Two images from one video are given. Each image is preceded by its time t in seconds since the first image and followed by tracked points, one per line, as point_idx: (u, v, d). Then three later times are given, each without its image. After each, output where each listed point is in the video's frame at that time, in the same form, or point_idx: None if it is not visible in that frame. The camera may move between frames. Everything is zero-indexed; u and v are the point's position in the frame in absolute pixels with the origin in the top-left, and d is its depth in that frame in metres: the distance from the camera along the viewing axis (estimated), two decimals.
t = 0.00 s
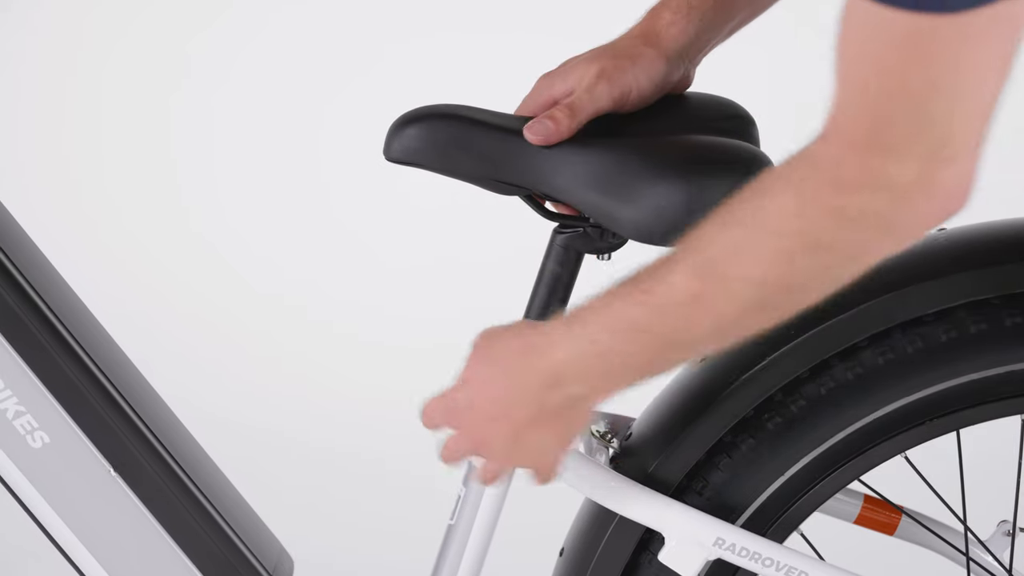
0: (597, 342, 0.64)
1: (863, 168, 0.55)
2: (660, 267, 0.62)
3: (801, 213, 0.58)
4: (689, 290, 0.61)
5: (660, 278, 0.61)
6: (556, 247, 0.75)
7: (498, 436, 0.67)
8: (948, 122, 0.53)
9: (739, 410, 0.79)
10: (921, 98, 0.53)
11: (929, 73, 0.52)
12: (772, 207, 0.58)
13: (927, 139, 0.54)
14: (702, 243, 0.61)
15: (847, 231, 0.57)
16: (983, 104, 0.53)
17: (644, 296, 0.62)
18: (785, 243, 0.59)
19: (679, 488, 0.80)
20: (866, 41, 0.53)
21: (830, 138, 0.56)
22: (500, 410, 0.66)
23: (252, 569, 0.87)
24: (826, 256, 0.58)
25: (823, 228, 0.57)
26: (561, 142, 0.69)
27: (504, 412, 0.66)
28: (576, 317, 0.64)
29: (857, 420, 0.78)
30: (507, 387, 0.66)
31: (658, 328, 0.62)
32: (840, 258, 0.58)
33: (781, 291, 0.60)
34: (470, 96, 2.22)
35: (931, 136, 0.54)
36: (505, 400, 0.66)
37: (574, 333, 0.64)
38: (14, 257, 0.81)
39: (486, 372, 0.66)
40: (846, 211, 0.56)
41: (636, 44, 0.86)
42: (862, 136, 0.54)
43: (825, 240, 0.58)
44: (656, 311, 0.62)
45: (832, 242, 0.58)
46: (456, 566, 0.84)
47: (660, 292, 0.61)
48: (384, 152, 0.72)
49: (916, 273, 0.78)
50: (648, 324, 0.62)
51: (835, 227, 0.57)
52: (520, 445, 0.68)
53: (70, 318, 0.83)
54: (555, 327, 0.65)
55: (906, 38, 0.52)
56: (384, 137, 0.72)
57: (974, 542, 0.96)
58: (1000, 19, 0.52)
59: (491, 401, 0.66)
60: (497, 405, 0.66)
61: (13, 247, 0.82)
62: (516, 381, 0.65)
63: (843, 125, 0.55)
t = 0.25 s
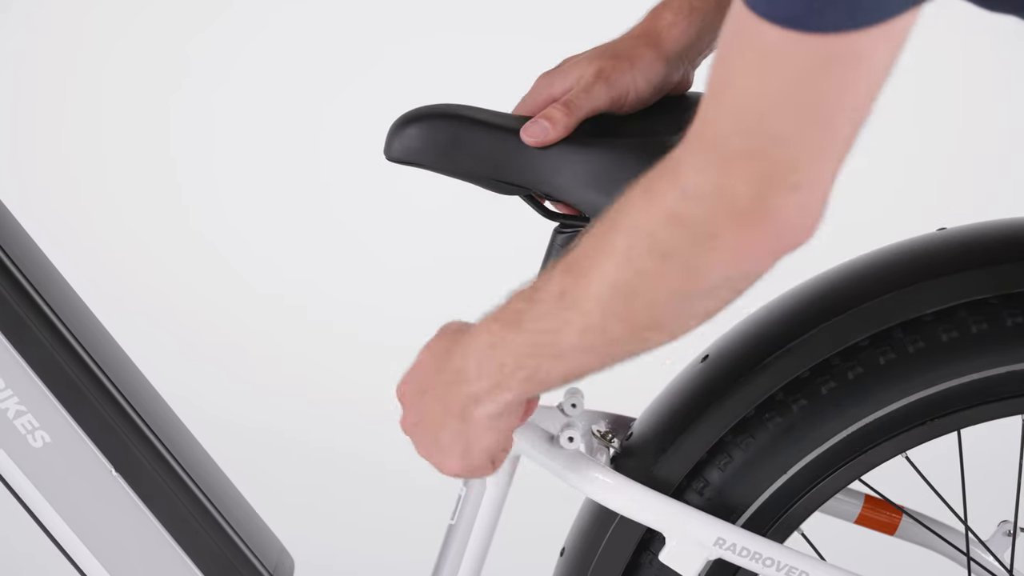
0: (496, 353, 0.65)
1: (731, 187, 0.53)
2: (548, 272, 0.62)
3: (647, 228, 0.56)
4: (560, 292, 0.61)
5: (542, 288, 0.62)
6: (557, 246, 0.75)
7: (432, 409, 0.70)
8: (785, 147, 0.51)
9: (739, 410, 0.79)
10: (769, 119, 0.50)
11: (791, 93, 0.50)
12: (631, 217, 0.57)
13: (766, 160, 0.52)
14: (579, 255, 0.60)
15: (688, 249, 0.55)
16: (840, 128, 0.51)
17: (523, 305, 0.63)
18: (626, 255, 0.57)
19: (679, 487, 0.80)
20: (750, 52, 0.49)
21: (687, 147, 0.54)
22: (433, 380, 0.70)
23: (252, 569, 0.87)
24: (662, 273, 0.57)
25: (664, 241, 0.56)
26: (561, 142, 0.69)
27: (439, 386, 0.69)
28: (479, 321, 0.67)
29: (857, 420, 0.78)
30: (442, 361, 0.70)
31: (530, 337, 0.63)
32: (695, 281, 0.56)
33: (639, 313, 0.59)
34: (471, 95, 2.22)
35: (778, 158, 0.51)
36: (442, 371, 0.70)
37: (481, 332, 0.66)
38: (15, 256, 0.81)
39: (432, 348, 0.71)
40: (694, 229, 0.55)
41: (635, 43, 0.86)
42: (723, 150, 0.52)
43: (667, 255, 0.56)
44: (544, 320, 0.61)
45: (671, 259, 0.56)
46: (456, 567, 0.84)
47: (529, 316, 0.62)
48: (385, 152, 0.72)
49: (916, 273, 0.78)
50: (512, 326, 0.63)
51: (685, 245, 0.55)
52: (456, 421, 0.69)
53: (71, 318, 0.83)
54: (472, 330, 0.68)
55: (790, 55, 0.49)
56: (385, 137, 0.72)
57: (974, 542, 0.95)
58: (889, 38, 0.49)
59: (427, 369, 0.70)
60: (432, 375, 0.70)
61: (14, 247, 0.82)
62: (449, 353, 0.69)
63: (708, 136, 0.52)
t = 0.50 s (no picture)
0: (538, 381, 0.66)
1: (758, 187, 0.53)
2: (572, 296, 0.63)
3: (677, 236, 0.57)
4: (595, 314, 0.61)
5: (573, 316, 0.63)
6: (557, 247, 0.75)
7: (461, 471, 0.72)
8: (809, 144, 0.51)
9: (740, 410, 0.79)
10: (787, 119, 0.51)
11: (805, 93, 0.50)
12: (657, 230, 0.57)
13: (790, 158, 0.52)
14: (607, 274, 0.60)
15: (723, 251, 0.56)
16: (860, 121, 0.51)
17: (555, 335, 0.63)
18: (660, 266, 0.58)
19: (679, 488, 0.80)
20: (758, 57, 0.50)
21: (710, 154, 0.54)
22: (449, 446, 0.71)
23: (252, 569, 0.87)
24: (700, 276, 0.57)
25: (695, 247, 0.56)
26: (561, 142, 0.69)
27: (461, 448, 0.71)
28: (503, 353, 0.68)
29: (858, 420, 0.78)
30: (450, 423, 0.70)
31: (570, 355, 0.63)
32: (732, 281, 0.57)
33: (681, 318, 0.59)
34: (471, 95, 2.22)
35: (801, 156, 0.52)
36: (450, 433, 0.71)
37: (509, 366, 0.67)
38: (15, 256, 0.81)
39: (433, 408, 0.71)
40: (726, 232, 0.55)
41: (634, 45, 0.86)
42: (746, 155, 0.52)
43: (701, 259, 0.56)
44: (583, 341, 0.62)
45: (706, 262, 0.56)
46: (456, 567, 0.84)
47: (566, 348, 0.63)
48: (386, 152, 0.72)
49: (916, 273, 0.78)
50: (554, 355, 0.64)
51: (719, 248, 0.56)
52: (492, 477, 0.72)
53: (70, 318, 0.83)
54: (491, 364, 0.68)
55: (799, 57, 0.49)
56: (386, 137, 0.72)
57: (975, 543, 0.95)
58: (897, 34, 0.49)
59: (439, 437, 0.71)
60: (448, 437, 0.71)
61: (13, 247, 0.82)
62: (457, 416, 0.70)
63: (729, 141, 0.53)
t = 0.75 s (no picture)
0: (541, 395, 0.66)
1: (750, 189, 0.53)
2: (568, 309, 0.63)
3: (670, 243, 0.57)
4: (592, 326, 0.61)
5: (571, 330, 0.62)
6: (557, 247, 0.75)
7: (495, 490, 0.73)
8: (801, 146, 0.51)
9: (740, 410, 0.79)
10: (777, 122, 0.51)
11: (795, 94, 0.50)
12: (650, 238, 0.57)
13: (783, 160, 0.52)
14: (602, 286, 0.60)
15: (717, 254, 0.56)
16: (851, 123, 0.51)
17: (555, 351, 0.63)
18: (655, 275, 0.58)
19: (680, 487, 0.80)
20: (746, 60, 0.50)
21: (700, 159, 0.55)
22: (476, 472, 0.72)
23: (253, 569, 0.86)
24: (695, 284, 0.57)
25: (690, 253, 0.56)
26: (562, 142, 0.69)
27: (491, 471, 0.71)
28: (505, 370, 0.68)
29: (859, 420, 0.78)
30: (473, 450, 0.71)
31: (570, 367, 0.63)
32: (727, 286, 0.57)
33: (679, 326, 0.59)
34: (470, 97, 2.22)
35: (792, 159, 0.52)
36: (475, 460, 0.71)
37: (513, 383, 0.67)
38: (15, 255, 0.81)
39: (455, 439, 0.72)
40: (720, 237, 0.55)
41: (634, 46, 0.86)
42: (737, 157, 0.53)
43: (696, 265, 0.57)
44: (582, 354, 0.62)
45: (701, 269, 0.57)
46: (457, 567, 0.84)
47: (567, 362, 0.63)
48: (386, 152, 0.72)
49: (917, 273, 0.78)
50: (556, 368, 0.64)
51: (714, 254, 0.56)
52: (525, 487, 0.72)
53: (70, 317, 0.83)
54: (493, 384, 0.68)
55: (789, 58, 0.49)
56: (386, 137, 0.72)
57: (976, 543, 0.95)
58: (888, 37, 0.49)
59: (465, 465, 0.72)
60: (475, 463, 0.71)
61: (13, 246, 0.82)
62: (478, 443, 0.70)
63: (721, 144, 0.53)
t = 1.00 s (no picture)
0: (559, 405, 0.66)
1: (760, 196, 0.54)
2: (585, 319, 0.64)
3: (683, 252, 0.58)
4: (608, 336, 0.62)
5: (588, 341, 0.63)
6: (558, 247, 0.75)
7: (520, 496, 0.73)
8: (809, 154, 0.53)
9: (742, 410, 0.79)
10: (785, 127, 0.52)
11: (801, 102, 0.51)
12: (662, 248, 0.58)
13: (792, 168, 0.53)
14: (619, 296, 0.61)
15: (730, 261, 0.57)
16: (856, 131, 0.53)
17: (572, 362, 0.64)
18: (669, 284, 0.59)
19: (681, 488, 0.80)
20: (753, 68, 0.52)
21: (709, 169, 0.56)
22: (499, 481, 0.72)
23: (253, 569, 0.86)
24: (710, 292, 0.58)
25: (703, 263, 0.57)
26: (563, 142, 0.69)
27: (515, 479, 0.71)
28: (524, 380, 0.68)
29: (860, 421, 0.78)
30: (495, 458, 0.71)
31: (587, 377, 0.64)
32: (740, 292, 0.58)
33: (694, 335, 0.60)
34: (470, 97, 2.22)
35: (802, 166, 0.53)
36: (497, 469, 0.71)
37: (531, 393, 0.67)
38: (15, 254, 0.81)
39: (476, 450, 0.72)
40: (732, 246, 0.56)
41: (635, 48, 0.86)
42: (745, 167, 0.54)
43: (708, 273, 0.57)
44: (598, 364, 0.63)
45: (714, 277, 0.57)
46: (458, 567, 0.84)
47: (585, 373, 0.64)
48: (387, 151, 0.72)
49: (918, 273, 0.78)
50: (574, 379, 0.64)
51: (728, 263, 0.57)
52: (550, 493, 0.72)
53: (71, 317, 0.83)
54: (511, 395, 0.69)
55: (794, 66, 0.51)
56: (388, 137, 0.72)
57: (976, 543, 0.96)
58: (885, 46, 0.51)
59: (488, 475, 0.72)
60: (498, 472, 0.71)
61: (13, 245, 0.82)
62: (501, 450, 0.70)
63: (729, 154, 0.54)
